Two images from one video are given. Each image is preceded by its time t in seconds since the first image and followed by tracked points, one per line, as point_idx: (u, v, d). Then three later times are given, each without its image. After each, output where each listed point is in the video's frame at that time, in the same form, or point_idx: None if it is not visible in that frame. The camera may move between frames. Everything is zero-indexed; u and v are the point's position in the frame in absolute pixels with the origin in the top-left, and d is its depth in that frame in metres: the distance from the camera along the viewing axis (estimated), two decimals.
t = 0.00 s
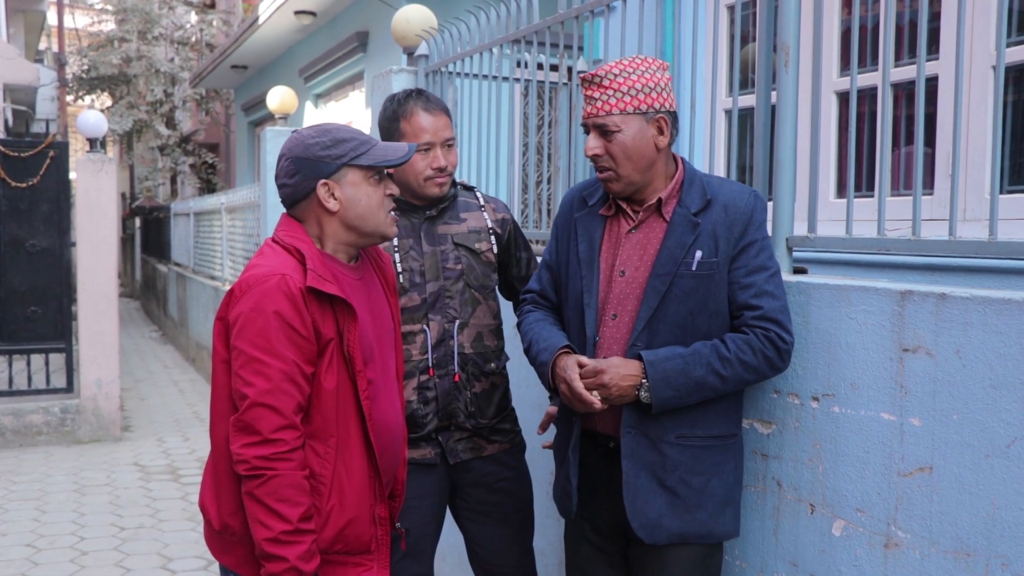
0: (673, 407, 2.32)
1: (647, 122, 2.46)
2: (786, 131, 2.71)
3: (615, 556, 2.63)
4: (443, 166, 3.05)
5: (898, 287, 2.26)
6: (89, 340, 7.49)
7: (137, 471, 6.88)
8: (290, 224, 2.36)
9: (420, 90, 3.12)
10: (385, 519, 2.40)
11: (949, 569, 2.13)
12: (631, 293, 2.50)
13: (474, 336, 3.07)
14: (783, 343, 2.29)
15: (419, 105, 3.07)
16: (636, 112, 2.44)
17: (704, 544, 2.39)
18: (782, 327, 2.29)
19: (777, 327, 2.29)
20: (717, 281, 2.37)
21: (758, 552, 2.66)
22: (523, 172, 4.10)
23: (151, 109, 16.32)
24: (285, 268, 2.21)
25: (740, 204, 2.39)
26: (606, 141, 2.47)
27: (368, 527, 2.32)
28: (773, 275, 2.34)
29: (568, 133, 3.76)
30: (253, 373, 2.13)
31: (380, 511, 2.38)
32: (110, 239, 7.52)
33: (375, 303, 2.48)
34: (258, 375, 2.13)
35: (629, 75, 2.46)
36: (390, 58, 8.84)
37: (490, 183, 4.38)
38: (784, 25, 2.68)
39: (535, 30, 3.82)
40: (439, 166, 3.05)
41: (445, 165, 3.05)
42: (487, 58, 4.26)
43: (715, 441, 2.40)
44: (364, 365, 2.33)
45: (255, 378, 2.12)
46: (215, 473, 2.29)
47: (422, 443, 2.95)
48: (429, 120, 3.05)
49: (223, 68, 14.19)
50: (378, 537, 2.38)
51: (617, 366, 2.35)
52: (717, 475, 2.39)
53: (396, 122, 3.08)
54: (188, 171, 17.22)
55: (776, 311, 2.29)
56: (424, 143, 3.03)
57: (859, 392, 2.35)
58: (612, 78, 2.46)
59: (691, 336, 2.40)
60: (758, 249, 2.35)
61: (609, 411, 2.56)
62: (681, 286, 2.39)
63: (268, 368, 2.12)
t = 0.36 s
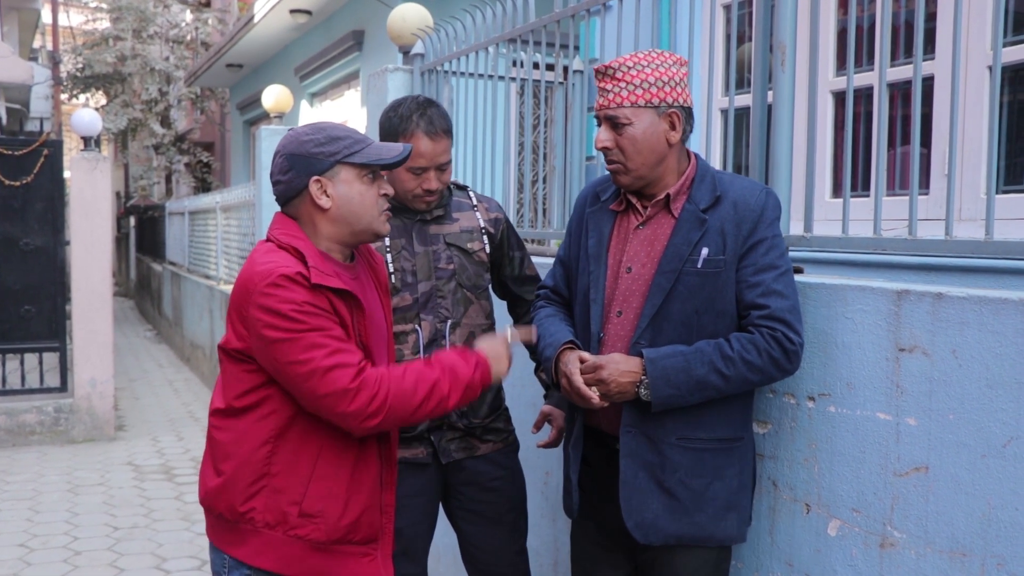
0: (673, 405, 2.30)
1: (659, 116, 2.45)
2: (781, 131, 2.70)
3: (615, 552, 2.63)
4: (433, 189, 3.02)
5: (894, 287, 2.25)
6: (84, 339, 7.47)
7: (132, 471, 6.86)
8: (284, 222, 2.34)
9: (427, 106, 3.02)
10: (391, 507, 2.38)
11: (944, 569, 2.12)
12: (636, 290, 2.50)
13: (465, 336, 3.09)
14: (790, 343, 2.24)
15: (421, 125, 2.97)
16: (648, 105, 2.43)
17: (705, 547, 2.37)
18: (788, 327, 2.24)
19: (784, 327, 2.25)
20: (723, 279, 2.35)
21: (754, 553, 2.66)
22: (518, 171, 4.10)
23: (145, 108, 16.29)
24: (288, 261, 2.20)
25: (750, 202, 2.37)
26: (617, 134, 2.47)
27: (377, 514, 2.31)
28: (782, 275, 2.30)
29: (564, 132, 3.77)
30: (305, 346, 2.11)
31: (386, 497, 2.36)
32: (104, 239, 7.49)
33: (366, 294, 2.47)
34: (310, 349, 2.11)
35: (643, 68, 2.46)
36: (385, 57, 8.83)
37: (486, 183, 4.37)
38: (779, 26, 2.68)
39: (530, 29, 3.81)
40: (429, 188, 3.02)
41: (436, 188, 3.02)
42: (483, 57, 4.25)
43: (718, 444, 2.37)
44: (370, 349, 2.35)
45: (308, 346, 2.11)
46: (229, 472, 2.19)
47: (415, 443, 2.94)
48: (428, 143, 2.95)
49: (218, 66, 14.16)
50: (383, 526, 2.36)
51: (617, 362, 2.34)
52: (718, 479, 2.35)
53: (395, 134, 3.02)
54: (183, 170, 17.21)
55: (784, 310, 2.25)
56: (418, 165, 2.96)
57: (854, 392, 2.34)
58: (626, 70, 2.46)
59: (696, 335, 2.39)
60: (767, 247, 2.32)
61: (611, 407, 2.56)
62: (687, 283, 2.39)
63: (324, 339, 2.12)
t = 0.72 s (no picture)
0: (659, 405, 2.30)
1: (642, 115, 2.43)
2: (777, 131, 2.70)
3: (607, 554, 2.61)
4: (440, 180, 2.99)
5: (891, 287, 2.25)
6: (78, 339, 7.44)
7: (126, 472, 6.83)
8: (284, 222, 2.33)
9: (428, 96, 3.03)
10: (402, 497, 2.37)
11: (942, 570, 2.12)
12: (626, 288, 2.49)
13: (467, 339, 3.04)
14: (779, 345, 2.22)
15: (423, 115, 2.98)
16: (631, 104, 2.42)
17: (693, 550, 2.36)
18: (777, 329, 2.22)
19: (773, 328, 2.23)
20: (713, 279, 2.34)
21: (750, 553, 2.65)
22: (513, 171, 4.09)
23: (139, 109, 16.25)
24: (295, 258, 2.21)
25: (742, 201, 2.35)
26: (603, 132, 2.48)
27: (388, 505, 2.30)
28: (773, 275, 2.28)
29: (559, 132, 3.77)
30: (314, 336, 2.11)
31: (397, 488, 2.36)
32: (98, 239, 7.46)
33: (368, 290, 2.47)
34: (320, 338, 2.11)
35: (629, 66, 2.44)
36: (379, 57, 8.81)
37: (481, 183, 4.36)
38: (775, 26, 2.67)
39: (526, 29, 3.80)
40: (437, 179, 2.99)
41: (443, 179, 3.00)
42: (478, 57, 4.24)
43: (707, 445, 2.35)
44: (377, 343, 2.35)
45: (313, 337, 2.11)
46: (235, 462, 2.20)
47: (414, 445, 2.93)
48: (433, 133, 2.96)
49: (212, 66, 14.11)
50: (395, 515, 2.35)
51: (604, 360, 2.35)
52: (705, 480, 2.33)
53: (397, 131, 3.00)
54: (177, 170, 17.17)
55: (773, 312, 2.23)
56: (423, 155, 2.96)
57: (851, 392, 2.34)
58: (612, 69, 2.46)
59: (685, 335, 2.38)
60: (759, 248, 2.30)
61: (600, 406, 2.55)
62: (676, 281, 2.38)
63: (325, 333, 2.12)
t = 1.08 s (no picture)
0: (652, 409, 2.30)
1: (625, 120, 2.44)
2: (777, 134, 2.70)
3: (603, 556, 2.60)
4: (444, 163, 3.04)
5: (892, 291, 2.25)
6: (75, 339, 7.43)
7: (123, 471, 6.82)
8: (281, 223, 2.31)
9: (419, 88, 3.13)
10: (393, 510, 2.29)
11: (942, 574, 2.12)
12: (623, 290, 2.49)
13: (472, 337, 3.04)
14: (774, 351, 2.21)
15: (417, 102, 3.08)
16: (615, 109, 2.44)
17: (686, 553, 2.34)
18: (772, 335, 2.21)
19: (768, 335, 2.21)
20: (711, 283, 2.33)
21: (749, 555, 2.65)
22: (513, 172, 4.08)
23: (138, 108, 16.24)
24: (286, 264, 2.13)
25: (741, 205, 2.34)
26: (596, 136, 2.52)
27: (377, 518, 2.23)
28: (771, 281, 2.26)
29: (558, 133, 3.78)
30: (255, 370, 2.01)
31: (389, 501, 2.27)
32: (96, 238, 7.45)
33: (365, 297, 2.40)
34: (255, 371, 2.01)
35: (616, 71, 2.46)
36: (378, 57, 8.80)
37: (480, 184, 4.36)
38: (777, 27, 2.66)
39: (526, 30, 3.80)
40: (440, 162, 3.04)
41: (446, 161, 3.04)
42: (477, 58, 4.24)
43: (702, 449, 2.34)
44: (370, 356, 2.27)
45: (257, 372, 2.01)
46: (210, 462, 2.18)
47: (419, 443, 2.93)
48: (428, 116, 3.06)
49: (211, 66, 14.09)
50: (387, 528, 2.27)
51: (599, 363, 2.36)
52: (698, 485, 2.33)
53: (394, 120, 3.09)
54: (175, 169, 17.16)
55: (769, 318, 2.22)
56: (423, 138, 3.03)
57: (851, 395, 2.34)
58: (602, 74, 2.49)
59: (681, 339, 2.38)
60: (757, 253, 2.29)
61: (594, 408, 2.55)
62: (673, 284, 2.37)
63: (270, 368, 2.01)
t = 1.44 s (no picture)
0: (662, 413, 2.30)
1: (633, 122, 2.44)
2: (777, 135, 2.70)
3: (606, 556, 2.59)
4: (443, 164, 3.06)
5: (891, 292, 2.25)
6: (73, 340, 7.42)
7: (121, 472, 6.81)
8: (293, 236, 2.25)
9: (419, 89, 3.14)
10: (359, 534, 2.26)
11: None
12: (631, 292, 2.49)
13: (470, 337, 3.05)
14: (784, 353, 2.21)
15: (418, 103, 3.08)
16: (624, 110, 2.44)
17: (695, 556, 2.34)
18: (782, 337, 2.21)
19: (778, 337, 2.22)
20: (719, 285, 2.33)
21: (748, 558, 2.64)
22: (511, 174, 4.08)
23: (137, 108, 16.24)
24: (282, 282, 2.10)
25: (748, 207, 2.34)
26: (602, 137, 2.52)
27: (340, 541, 2.21)
28: (779, 282, 2.26)
29: (557, 135, 3.78)
30: (267, 376, 1.99)
31: (354, 524, 2.24)
32: (95, 239, 7.45)
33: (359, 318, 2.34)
34: (271, 380, 1.98)
35: (624, 72, 2.46)
36: (378, 58, 8.79)
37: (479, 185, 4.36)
38: (776, 28, 2.66)
39: (525, 31, 3.80)
40: (440, 163, 3.06)
41: (446, 162, 3.06)
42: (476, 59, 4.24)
43: (711, 452, 2.34)
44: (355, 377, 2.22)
45: (269, 377, 1.98)
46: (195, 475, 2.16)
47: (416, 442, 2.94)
48: (429, 117, 3.06)
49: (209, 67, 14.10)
50: (348, 552, 2.24)
51: (608, 368, 2.35)
52: (707, 488, 2.33)
53: (394, 121, 3.09)
54: (173, 170, 17.17)
55: (779, 320, 2.22)
56: (423, 139, 3.04)
57: (850, 397, 2.34)
58: (610, 75, 2.49)
59: (690, 342, 2.38)
60: (765, 254, 2.28)
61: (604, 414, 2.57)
62: (681, 287, 2.38)
63: (276, 375, 1.98)
